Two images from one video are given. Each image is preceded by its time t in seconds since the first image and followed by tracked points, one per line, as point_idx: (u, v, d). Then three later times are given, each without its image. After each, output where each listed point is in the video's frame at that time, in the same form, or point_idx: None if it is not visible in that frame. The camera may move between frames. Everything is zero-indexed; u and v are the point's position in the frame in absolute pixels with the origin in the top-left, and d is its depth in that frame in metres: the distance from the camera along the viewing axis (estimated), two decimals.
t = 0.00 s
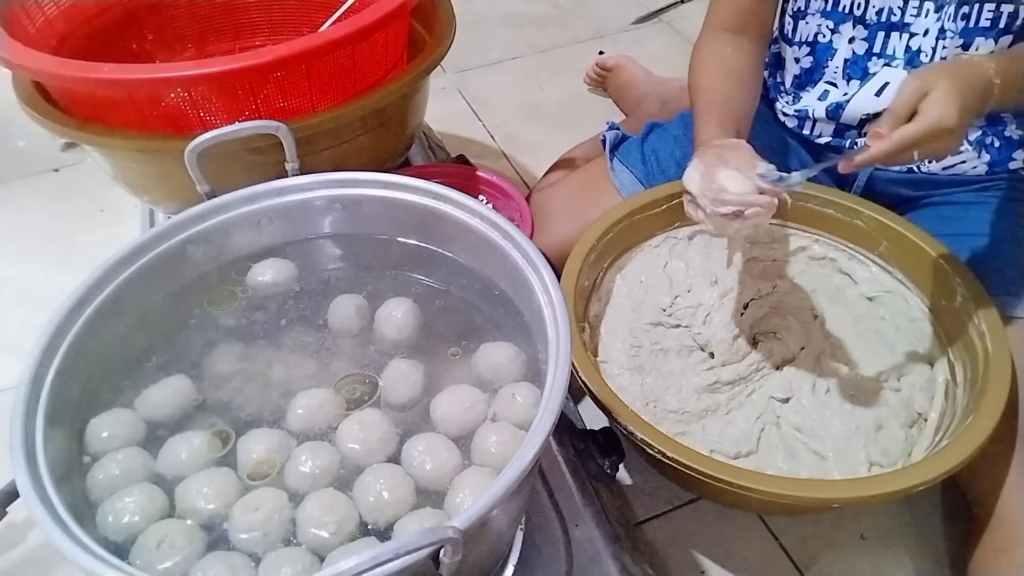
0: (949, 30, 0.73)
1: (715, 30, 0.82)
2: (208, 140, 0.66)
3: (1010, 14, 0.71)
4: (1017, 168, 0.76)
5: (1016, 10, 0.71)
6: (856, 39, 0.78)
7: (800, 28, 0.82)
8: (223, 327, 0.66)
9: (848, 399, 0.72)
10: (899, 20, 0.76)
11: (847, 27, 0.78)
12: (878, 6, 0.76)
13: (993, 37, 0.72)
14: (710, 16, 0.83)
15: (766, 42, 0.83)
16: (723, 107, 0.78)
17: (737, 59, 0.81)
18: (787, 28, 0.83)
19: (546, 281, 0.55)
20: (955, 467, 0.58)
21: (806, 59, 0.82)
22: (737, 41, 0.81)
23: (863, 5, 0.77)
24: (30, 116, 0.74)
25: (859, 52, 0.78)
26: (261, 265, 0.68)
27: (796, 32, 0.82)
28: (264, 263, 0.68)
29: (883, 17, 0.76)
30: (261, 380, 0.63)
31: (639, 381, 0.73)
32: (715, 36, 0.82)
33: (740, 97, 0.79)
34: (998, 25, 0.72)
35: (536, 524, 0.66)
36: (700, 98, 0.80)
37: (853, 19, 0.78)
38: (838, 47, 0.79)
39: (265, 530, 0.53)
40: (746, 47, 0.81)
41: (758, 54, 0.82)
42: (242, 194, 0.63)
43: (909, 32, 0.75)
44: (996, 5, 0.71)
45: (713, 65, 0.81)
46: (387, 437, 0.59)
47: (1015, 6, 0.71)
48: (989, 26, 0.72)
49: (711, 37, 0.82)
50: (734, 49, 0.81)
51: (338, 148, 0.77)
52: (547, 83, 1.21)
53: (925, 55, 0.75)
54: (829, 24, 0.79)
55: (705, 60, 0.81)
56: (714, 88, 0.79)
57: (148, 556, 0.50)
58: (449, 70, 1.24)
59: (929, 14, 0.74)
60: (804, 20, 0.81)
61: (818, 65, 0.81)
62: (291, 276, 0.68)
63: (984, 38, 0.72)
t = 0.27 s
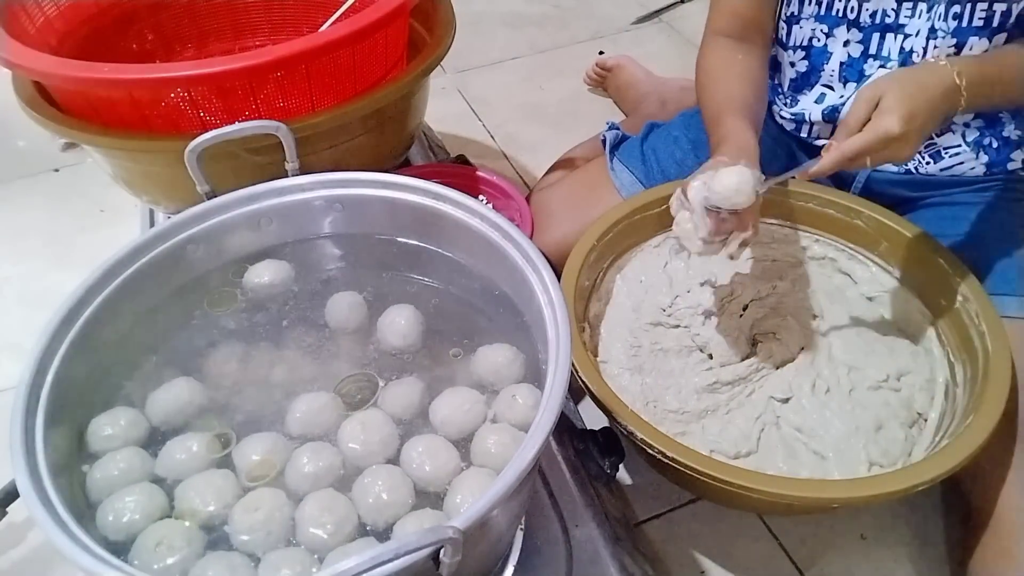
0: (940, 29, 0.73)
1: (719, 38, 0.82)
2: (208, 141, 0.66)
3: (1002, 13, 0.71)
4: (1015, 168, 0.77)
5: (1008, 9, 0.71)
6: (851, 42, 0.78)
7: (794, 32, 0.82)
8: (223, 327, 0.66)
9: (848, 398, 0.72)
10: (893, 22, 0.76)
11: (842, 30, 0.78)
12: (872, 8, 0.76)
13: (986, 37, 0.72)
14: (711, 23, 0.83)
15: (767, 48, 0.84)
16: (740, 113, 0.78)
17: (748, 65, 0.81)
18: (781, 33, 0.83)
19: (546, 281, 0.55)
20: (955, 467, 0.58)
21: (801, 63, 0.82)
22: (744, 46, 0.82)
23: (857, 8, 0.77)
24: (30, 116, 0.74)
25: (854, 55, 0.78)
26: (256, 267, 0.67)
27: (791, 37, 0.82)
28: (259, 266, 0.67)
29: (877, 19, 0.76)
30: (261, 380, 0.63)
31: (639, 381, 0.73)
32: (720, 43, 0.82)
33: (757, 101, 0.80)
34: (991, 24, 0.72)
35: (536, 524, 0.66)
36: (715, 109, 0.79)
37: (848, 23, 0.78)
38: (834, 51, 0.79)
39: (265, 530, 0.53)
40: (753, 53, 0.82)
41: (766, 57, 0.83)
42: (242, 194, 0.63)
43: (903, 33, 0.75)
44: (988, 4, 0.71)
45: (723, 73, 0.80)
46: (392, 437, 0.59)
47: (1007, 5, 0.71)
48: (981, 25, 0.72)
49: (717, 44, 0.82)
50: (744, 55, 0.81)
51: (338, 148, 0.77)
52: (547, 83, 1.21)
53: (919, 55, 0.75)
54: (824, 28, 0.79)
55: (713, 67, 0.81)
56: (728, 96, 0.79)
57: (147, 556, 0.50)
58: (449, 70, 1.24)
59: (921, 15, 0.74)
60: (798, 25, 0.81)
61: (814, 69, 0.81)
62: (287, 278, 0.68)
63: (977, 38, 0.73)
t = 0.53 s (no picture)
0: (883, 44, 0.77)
1: (684, 70, 0.87)
2: (208, 140, 0.66)
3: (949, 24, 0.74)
4: (1002, 178, 0.76)
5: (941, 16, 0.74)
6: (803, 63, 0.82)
7: (747, 60, 0.86)
8: (223, 328, 0.66)
9: (848, 399, 0.72)
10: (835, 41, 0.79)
11: (790, 54, 0.82)
12: (811, 32, 0.80)
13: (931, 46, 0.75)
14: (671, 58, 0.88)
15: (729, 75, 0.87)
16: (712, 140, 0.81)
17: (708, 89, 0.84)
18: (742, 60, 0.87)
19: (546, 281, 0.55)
20: (955, 467, 0.58)
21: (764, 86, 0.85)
22: (707, 78, 0.86)
23: (797, 34, 0.81)
24: (30, 116, 0.74)
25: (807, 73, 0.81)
26: (253, 268, 0.67)
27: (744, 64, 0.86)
28: (256, 266, 0.67)
29: (818, 41, 0.81)
30: (261, 380, 0.63)
31: (639, 381, 0.73)
32: (685, 74, 0.86)
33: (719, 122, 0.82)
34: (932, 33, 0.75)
35: (536, 524, 0.66)
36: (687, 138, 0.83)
37: (794, 47, 0.82)
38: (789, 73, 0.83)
39: (265, 529, 0.53)
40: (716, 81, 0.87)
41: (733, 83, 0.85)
42: (242, 194, 0.63)
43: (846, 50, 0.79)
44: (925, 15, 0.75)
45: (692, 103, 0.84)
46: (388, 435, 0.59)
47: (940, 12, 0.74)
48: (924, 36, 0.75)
49: (682, 77, 0.86)
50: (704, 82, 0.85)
51: (339, 148, 0.77)
52: (547, 83, 1.21)
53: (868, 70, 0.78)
54: (773, 54, 0.83)
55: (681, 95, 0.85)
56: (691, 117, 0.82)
57: (146, 556, 0.50)
58: (449, 70, 1.24)
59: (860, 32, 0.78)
60: (748, 52, 0.85)
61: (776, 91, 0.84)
62: (286, 279, 0.68)
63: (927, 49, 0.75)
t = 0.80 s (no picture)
0: (908, 37, 0.73)
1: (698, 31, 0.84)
2: (208, 140, 0.66)
3: (972, 18, 0.71)
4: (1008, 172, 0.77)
5: (978, 13, 0.71)
6: (811, 52, 0.77)
7: (763, 38, 0.82)
8: (223, 327, 0.66)
9: (848, 399, 0.72)
10: (851, 32, 0.75)
11: (801, 40, 0.78)
12: (828, 18, 0.75)
13: (957, 41, 0.72)
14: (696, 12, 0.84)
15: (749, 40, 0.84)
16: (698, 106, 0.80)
17: (714, 55, 0.82)
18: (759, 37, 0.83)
19: (546, 281, 0.55)
20: (955, 467, 0.58)
21: (773, 69, 0.82)
22: (722, 42, 0.83)
23: (815, 17, 0.76)
24: (30, 116, 0.74)
25: (814, 65, 0.77)
26: (252, 270, 0.67)
27: (761, 42, 0.82)
28: (255, 269, 0.67)
29: (835, 29, 0.75)
30: (261, 380, 0.63)
31: (639, 381, 0.73)
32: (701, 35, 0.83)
33: (717, 93, 0.81)
34: (962, 29, 0.72)
35: (537, 524, 0.66)
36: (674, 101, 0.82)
37: (807, 32, 0.77)
38: (794, 61, 0.79)
39: (264, 528, 0.52)
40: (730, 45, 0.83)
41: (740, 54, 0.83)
42: (242, 194, 0.62)
43: (860, 43, 0.75)
44: (957, 9, 0.71)
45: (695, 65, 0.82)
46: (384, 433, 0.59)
47: (976, 9, 0.71)
48: (952, 31, 0.72)
49: (694, 39, 0.84)
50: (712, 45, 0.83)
51: (339, 148, 0.77)
52: (547, 83, 1.21)
53: (879, 65, 0.74)
54: (784, 39, 0.79)
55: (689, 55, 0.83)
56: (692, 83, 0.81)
57: (146, 554, 0.50)
58: (449, 70, 1.24)
59: (877, 23, 0.74)
60: (764, 31, 0.81)
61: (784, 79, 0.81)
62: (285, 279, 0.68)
63: (948, 43, 0.72)
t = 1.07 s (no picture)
0: (956, 31, 0.74)
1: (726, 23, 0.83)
2: (208, 140, 0.65)
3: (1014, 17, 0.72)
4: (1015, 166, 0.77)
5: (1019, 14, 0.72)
6: (858, 37, 0.78)
7: (802, 25, 0.81)
8: (222, 327, 0.66)
9: (848, 399, 0.72)
10: (902, 20, 0.75)
11: (849, 26, 0.78)
12: (882, 4, 0.76)
13: (995, 39, 0.73)
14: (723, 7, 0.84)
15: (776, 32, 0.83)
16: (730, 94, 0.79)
17: (741, 47, 0.81)
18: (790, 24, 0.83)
19: (546, 281, 0.55)
20: (955, 468, 0.58)
21: (808, 57, 0.82)
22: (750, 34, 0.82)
23: (867, 3, 0.76)
24: (30, 116, 0.74)
25: (861, 50, 0.78)
26: (250, 272, 0.67)
27: (799, 29, 0.81)
28: (252, 270, 0.67)
29: (886, 16, 0.76)
30: (261, 380, 0.63)
31: (639, 381, 0.73)
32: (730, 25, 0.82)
33: (747, 85, 0.80)
34: (1002, 27, 0.73)
35: (536, 524, 0.66)
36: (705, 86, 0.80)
37: (856, 17, 0.77)
38: (840, 47, 0.79)
39: (264, 528, 0.52)
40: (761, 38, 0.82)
41: (766, 47, 0.82)
42: (242, 194, 0.62)
43: (911, 32, 0.75)
44: (1001, 7, 0.72)
45: (723, 52, 0.81)
46: (382, 433, 0.59)
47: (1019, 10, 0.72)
48: (993, 28, 0.73)
49: (722, 30, 0.82)
50: (740, 37, 0.81)
51: (339, 148, 0.77)
52: (547, 83, 1.21)
53: (930, 56, 0.75)
54: (831, 24, 0.79)
55: (715, 48, 0.82)
56: (723, 76, 0.80)
57: (144, 553, 0.50)
58: (449, 70, 1.24)
59: (932, 14, 0.74)
60: (807, 18, 0.80)
61: (821, 65, 0.81)
62: (281, 280, 0.68)
63: (987, 40, 0.73)
